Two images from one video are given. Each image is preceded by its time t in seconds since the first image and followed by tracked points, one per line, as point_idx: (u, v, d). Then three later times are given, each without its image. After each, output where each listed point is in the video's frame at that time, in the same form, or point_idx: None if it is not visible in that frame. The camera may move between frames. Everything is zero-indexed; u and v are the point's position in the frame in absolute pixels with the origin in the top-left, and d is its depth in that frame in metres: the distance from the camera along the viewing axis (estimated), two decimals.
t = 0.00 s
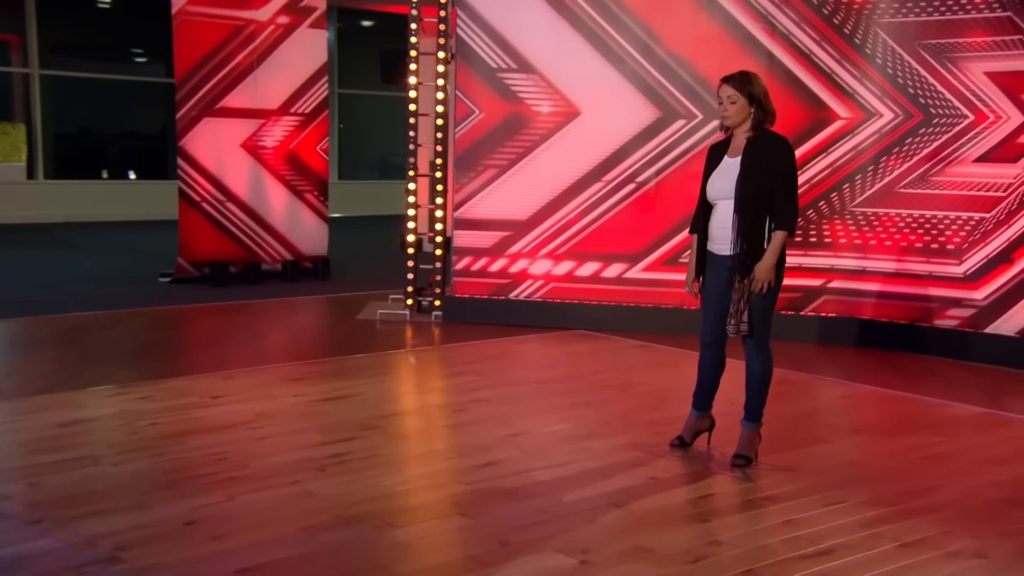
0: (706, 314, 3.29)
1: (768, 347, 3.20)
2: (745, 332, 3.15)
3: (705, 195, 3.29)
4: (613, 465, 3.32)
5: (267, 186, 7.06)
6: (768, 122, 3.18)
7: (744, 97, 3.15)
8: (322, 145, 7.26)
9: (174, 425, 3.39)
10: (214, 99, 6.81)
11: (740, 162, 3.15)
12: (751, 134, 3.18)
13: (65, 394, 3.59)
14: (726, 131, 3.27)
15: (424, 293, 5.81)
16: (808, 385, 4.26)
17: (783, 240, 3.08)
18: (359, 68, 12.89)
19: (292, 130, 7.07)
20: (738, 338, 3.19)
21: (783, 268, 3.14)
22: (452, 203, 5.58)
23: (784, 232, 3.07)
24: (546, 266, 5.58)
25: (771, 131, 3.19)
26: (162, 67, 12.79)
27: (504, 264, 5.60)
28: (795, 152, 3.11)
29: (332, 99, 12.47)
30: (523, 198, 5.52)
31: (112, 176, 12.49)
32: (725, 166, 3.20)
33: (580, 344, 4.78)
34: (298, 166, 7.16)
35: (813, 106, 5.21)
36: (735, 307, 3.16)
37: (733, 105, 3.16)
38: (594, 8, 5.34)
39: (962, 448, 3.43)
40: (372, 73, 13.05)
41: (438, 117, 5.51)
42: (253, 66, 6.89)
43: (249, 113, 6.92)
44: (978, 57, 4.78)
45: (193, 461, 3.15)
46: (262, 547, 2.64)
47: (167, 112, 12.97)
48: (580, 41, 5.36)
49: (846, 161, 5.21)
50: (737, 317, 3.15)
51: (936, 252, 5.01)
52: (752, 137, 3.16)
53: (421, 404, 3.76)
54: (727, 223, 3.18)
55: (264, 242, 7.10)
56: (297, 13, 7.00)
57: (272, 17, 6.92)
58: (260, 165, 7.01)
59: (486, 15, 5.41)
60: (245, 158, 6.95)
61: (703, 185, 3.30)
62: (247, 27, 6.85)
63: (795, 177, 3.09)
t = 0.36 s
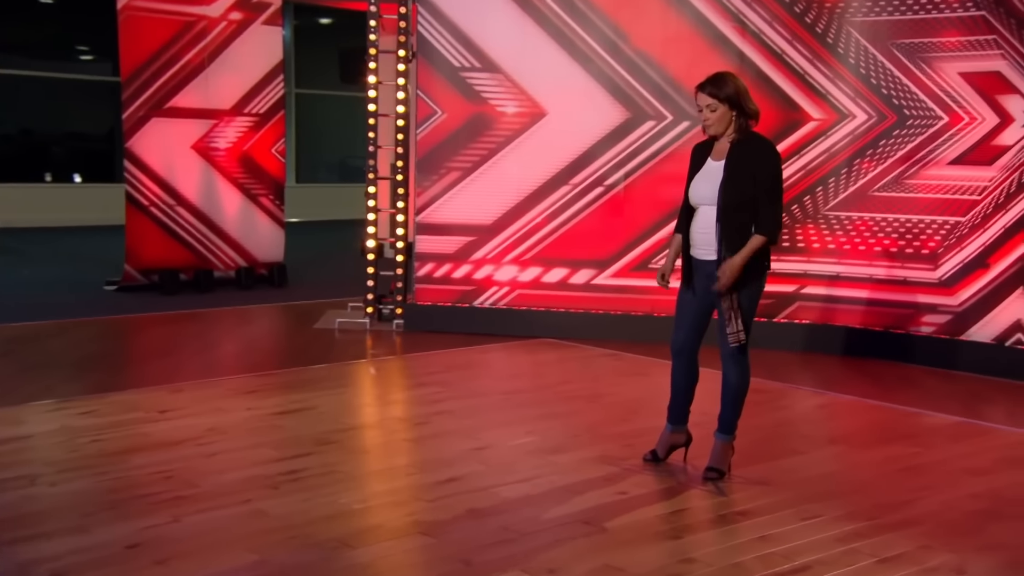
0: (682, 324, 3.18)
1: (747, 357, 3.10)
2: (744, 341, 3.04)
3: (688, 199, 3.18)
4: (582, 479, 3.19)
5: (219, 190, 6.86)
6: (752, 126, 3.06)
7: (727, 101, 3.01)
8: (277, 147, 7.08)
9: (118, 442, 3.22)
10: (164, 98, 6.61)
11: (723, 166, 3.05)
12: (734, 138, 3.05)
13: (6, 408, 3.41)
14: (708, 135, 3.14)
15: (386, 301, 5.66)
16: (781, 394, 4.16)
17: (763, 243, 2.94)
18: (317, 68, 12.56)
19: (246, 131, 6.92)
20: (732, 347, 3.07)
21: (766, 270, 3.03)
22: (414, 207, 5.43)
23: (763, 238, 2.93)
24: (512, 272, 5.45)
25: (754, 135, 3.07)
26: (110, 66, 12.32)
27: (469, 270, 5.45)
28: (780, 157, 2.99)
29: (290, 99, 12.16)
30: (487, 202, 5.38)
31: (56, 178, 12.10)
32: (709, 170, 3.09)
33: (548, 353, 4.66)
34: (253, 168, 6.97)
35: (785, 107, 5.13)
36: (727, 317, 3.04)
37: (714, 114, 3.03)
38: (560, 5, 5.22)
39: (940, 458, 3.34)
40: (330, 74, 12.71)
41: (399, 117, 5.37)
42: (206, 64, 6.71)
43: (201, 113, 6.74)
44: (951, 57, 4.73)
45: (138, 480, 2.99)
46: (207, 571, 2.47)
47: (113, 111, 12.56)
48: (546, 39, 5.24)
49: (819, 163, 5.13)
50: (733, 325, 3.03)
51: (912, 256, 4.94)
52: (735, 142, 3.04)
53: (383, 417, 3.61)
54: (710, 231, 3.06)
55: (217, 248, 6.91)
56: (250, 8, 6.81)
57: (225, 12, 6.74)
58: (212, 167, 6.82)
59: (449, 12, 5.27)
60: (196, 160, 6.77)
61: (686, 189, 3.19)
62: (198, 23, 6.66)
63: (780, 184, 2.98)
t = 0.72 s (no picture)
0: (649, 328, 3.04)
1: (716, 365, 2.99)
2: (702, 348, 2.94)
3: (656, 199, 3.07)
4: (546, 493, 3.06)
5: (164, 192, 6.68)
6: (723, 124, 2.94)
7: (700, 98, 2.90)
8: (225, 147, 6.89)
9: (54, 458, 3.05)
10: (107, 94, 6.44)
11: (694, 165, 2.93)
12: (704, 137, 2.94)
13: None
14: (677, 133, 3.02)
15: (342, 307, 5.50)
16: (750, 402, 4.06)
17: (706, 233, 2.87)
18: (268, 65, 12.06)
19: (192, 130, 6.76)
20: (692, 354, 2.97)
21: (738, 277, 2.93)
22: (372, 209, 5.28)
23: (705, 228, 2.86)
24: (474, 277, 5.31)
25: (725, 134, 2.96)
26: (48, 61, 11.45)
27: (428, 275, 5.31)
28: (750, 158, 2.89)
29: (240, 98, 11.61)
30: (447, 204, 5.25)
31: None
32: (678, 169, 2.98)
33: (511, 360, 4.53)
34: (199, 168, 6.78)
35: (754, 106, 5.04)
36: (690, 321, 2.94)
37: (686, 110, 2.91)
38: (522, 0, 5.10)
39: (913, 468, 3.25)
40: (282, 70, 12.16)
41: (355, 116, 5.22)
42: (149, 60, 6.54)
43: (144, 112, 6.58)
44: (921, 54, 4.67)
45: (75, 499, 2.81)
46: None
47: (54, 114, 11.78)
48: (508, 36, 5.12)
49: (789, 164, 5.05)
50: (693, 331, 2.93)
51: (883, 260, 4.87)
52: (706, 141, 2.93)
53: (339, 429, 3.45)
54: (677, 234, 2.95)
55: (162, 252, 6.68)
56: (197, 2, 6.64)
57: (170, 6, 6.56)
58: (155, 167, 6.65)
59: (408, 7, 5.14)
60: (139, 160, 6.60)
61: (655, 189, 3.07)
62: (140, 16, 6.49)
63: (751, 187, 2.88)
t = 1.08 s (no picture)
0: (613, 334, 2.93)
1: (679, 370, 2.87)
2: (665, 353, 2.80)
3: (613, 196, 2.95)
4: (508, 508, 2.91)
5: (104, 193, 6.49)
6: (684, 120, 2.83)
7: (661, 92, 2.78)
8: (167, 146, 6.73)
9: None
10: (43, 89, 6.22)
11: (652, 161, 2.81)
12: (664, 133, 2.82)
13: None
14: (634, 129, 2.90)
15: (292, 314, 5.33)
16: (718, 410, 3.95)
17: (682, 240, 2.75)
18: (216, 63, 11.72)
19: (134, 129, 6.56)
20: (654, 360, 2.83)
21: (696, 276, 2.80)
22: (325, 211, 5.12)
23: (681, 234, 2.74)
24: (432, 282, 5.16)
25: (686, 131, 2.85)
26: None
27: (385, 280, 5.16)
28: (711, 155, 2.78)
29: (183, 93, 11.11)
30: (405, 205, 5.10)
31: None
32: (635, 165, 2.85)
33: (471, 368, 4.39)
34: (140, 167, 6.61)
35: (720, 105, 4.96)
36: (651, 324, 2.80)
37: (646, 105, 2.80)
38: None
39: (886, 478, 3.16)
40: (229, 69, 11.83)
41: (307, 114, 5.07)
42: (87, 53, 6.33)
43: (82, 109, 6.37)
44: (890, 51, 4.61)
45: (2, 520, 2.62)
46: None
47: None
48: (466, 30, 4.98)
49: (756, 164, 4.97)
50: (654, 335, 2.79)
51: (852, 262, 4.80)
52: (666, 137, 2.81)
53: (290, 443, 3.29)
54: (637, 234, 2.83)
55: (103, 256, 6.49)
56: None
57: None
58: (94, 166, 6.44)
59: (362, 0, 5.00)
60: (77, 160, 6.38)
61: (612, 187, 2.95)
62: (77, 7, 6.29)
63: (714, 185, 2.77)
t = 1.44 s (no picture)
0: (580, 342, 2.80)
1: (649, 379, 2.75)
2: (632, 360, 2.69)
3: (574, 198, 2.82)
4: (479, 527, 2.77)
5: (53, 196, 6.30)
6: (649, 120, 2.72)
7: (624, 91, 2.67)
8: (118, 150, 6.58)
9: None
10: None
11: (614, 161, 2.69)
12: (627, 133, 2.71)
13: None
14: (595, 129, 2.78)
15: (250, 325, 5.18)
16: (694, 423, 3.84)
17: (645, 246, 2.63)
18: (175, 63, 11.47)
19: (84, 131, 6.39)
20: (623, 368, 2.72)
21: (660, 279, 2.70)
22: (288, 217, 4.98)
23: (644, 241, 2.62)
24: (399, 291, 5.02)
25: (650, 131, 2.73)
26: None
27: (351, 288, 5.01)
28: (675, 156, 2.67)
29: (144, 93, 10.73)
30: (371, 211, 4.97)
31: None
32: (597, 165, 2.72)
33: (440, 379, 4.25)
34: (90, 171, 6.44)
35: (697, 107, 4.86)
36: (618, 332, 2.69)
37: (610, 103, 2.68)
38: None
39: (869, 493, 3.05)
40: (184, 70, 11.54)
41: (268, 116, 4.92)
42: (35, 52, 6.14)
43: (30, 109, 6.16)
44: (871, 51, 4.53)
45: None
46: None
47: None
48: (434, 27, 4.86)
49: (736, 168, 4.87)
50: (622, 344, 2.68)
51: (833, 269, 4.72)
52: (629, 137, 2.69)
53: (248, 460, 3.13)
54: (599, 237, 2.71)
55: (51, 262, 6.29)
56: None
57: None
58: (43, 169, 6.25)
59: None
60: (24, 163, 6.17)
61: (573, 188, 2.82)
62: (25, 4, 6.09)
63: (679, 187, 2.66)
